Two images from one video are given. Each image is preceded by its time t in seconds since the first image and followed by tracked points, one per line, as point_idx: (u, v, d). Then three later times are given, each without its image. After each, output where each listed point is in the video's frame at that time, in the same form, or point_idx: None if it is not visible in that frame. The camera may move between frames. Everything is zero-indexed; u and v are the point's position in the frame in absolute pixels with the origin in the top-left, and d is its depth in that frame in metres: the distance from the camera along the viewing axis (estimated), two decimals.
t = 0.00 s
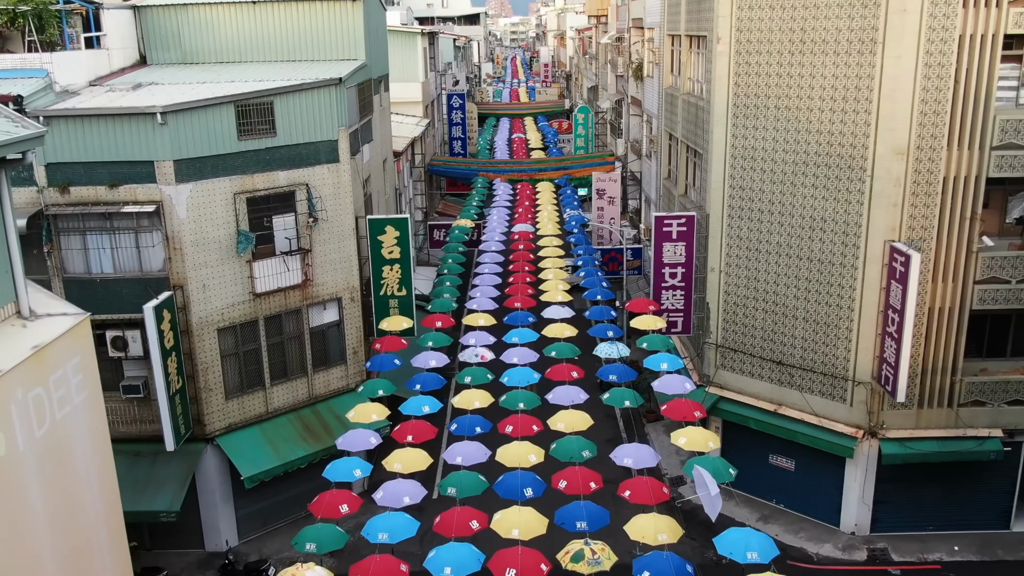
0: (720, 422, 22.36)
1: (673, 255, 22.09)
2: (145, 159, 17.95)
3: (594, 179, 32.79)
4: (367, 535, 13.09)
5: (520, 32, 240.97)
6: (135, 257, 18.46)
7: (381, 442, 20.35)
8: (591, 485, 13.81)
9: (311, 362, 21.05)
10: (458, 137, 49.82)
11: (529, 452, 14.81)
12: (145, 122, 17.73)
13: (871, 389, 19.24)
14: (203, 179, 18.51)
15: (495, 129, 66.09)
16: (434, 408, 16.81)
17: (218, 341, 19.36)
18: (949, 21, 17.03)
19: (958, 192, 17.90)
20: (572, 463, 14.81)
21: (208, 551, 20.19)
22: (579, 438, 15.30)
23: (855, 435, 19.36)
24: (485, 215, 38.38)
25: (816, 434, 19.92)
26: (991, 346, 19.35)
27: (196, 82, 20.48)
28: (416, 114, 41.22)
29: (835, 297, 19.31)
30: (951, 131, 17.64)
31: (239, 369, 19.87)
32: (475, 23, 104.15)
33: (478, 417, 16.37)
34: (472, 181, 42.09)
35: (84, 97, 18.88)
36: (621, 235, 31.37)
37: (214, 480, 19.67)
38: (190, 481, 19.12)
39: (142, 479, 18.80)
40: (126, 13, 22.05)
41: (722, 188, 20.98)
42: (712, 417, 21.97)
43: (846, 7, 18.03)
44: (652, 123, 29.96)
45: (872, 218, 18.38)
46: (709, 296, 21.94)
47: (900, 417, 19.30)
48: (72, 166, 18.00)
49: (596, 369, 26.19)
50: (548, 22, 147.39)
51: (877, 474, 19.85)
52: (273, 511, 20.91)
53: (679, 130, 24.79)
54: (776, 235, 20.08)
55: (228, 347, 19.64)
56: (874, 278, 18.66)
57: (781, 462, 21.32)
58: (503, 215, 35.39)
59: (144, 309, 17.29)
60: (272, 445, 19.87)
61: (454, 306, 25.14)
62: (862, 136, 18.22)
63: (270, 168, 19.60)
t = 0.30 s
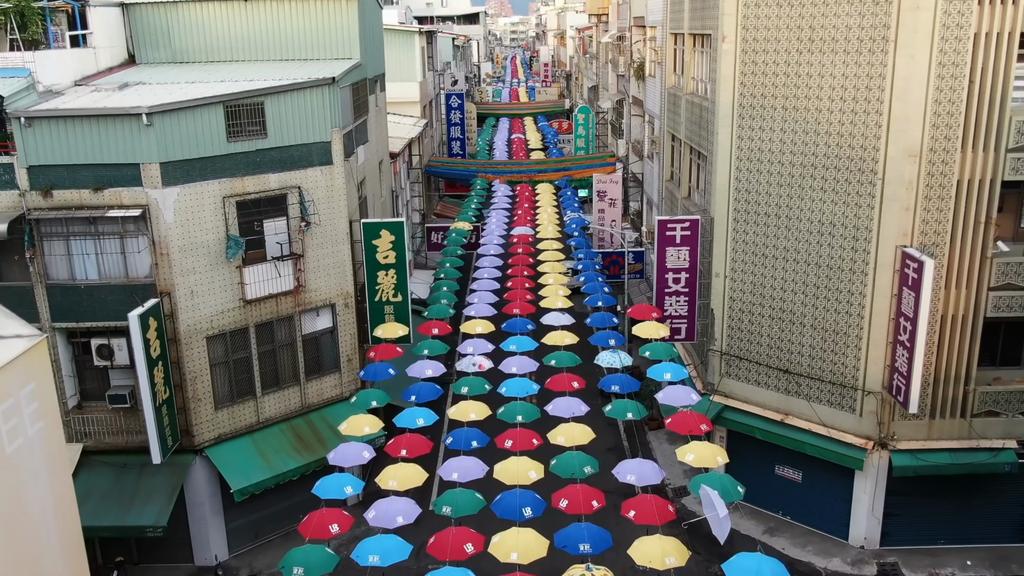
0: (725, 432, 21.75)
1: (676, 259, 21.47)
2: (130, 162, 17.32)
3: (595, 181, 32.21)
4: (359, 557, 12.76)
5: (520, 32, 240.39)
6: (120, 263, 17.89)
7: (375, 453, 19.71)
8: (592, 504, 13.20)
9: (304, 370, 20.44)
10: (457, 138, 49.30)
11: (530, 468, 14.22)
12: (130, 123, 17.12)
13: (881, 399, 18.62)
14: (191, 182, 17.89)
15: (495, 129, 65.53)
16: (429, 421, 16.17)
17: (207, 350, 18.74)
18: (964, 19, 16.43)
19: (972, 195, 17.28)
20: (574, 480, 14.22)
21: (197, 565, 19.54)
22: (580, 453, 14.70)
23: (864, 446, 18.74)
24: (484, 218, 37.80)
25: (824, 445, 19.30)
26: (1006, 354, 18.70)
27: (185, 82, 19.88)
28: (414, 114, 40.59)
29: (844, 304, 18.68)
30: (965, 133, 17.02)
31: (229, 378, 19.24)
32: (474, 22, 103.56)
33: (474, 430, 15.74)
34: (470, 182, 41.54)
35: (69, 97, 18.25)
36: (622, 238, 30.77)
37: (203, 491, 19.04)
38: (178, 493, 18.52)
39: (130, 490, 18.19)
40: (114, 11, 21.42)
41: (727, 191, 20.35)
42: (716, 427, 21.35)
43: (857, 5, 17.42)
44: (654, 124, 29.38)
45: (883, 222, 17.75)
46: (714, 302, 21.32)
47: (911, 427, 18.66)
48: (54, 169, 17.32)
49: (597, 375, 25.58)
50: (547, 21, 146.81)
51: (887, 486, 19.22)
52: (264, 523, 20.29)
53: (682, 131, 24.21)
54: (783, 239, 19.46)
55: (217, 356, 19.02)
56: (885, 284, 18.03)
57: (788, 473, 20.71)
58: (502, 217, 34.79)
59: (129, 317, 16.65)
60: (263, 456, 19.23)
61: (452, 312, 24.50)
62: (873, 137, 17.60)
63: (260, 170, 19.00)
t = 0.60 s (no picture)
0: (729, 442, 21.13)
1: (680, 264, 20.92)
2: (114, 164, 16.68)
3: (595, 182, 31.60)
4: None
5: (520, 32, 239.88)
6: (105, 269, 17.27)
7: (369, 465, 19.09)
8: (594, 524, 12.59)
9: (296, 379, 19.84)
10: (455, 138, 48.73)
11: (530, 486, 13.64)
12: (114, 125, 16.49)
13: (892, 410, 17.97)
14: (178, 186, 17.28)
15: (494, 130, 64.97)
16: (423, 435, 15.72)
17: (195, 359, 18.11)
18: (980, 17, 15.82)
19: (986, 199, 16.67)
20: (575, 499, 13.63)
21: None
22: (581, 470, 14.12)
23: (874, 458, 18.11)
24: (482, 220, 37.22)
25: (833, 457, 18.70)
26: (1022, 363, 18.00)
27: (173, 82, 19.27)
28: (411, 114, 39.97)
29: (854, 311, 18.06)
30: (981, 135, 16.39)
31: (218, 388, 18.62)
32: (473, 22, 102.95)
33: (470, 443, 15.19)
34: (468, 184, 41.08)
35: (52, 98, 17.62)
36: (623, 241, 30.18)
37: (192, 503, 18.42)
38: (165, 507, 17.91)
39: (114, 504, 17.58)
40: (100, 9, 20.80)
41: (733, 194, 19.74)
42: (721, 437, 20.73)
43: (868, 2, 16.80)
44: (656, 124, 28.79)
45: (895, 227, 17.12)
46: (719, 308, 20.71)
47: (924, 439, 18.02)
48: (36, 172, 16.69)
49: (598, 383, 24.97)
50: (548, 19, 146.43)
51: (898, 500, 18.59)
52: (255, 537, 19.67)
53: (685, 132, 23.61)
54: (791, 244, 18.84)
55: (206, 365, 18.40)
56: (897, 292, 17.40)
57: (795, 485, 20.09)
58: (501, 220, 34.22)
59: (112, 326, 15.98)
60: (254, 468, 18.64)
61: (449, 319, 23.87)
62: (884, 139, 16.98)
63: (251, 173, 18.40)
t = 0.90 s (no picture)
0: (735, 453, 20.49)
1: (684, 271, 20.26)
2: (97, 169, 16.07)
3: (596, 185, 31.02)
4: None
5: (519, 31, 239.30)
6: (88, 278, 16.67)
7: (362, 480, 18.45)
8: (597, 550, 11.97)
9: (288, 390, 19.24)
10: (454, 139, 48.27)
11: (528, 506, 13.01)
12: (97, 127, 15.85)
13: (904, 422, 17.33)
14: (164, 191, 16.66)
15: (493, 130, 64.44)
16: (417, 451, 15.09)
17: (183, 370, 17.50)
18: (996, 16, 15.20)
19: (1002, 204, 16.05)
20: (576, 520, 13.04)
21: None
22: (582, 489, 13.51)
23: (885, 472, 17.49)
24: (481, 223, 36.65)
25: (842, 471, 18.08)
26: None
27: (160, 83, 18.65)
28: (409, 115, 39.41)
29: (865, 320, 17.45)
30: (998, 138, 15.75)
31: (207, 399, 18.00)
32: (473, 21, 102.45)
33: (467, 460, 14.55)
34: (466, 185, 40.55)
35: (34, 99, 17.00)
36: (624, 245, 29.58)
37: (179, 519, 17.80)
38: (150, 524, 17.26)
39: (98, 521, 16.94)
40: (87, 8, 20.20)
41: (740, 199, 19.16)
42: (726, 449, 20.12)
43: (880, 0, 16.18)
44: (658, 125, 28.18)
45: (907, 234, 16.50)
46: (724, 315, 20.13)
47: (936, 452, 17.40)
48: (16, 176, 16.06)
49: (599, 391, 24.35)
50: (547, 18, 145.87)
51: (910, 515, 17.94)
52: (246, 552, 19.05)
53: (688, 134, 23.01)
54: (799, 250, 18.24)
55: (193, 376, 17.78)
56: (910, 300, 16.77)
57: (803, 498, 19.46)
58: (500, 223, 33.64)
59: (94, 336, 15.35)
60: (243, 483, 17.99)
61: (446, 327, 23.19)
62: (896, 143, 16.36)
63: (240, 178, 17.80)
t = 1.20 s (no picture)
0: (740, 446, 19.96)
1: (689, 259, 19.62)
2: (79, 155, 15.40)
3: (597, 168, 30.35)
4: None
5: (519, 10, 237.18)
6: (72, 268, 16.04)
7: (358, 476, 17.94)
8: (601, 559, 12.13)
9: (280, 382, 18.68)
10: (452, 120, 47.54)
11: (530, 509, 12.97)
12: (78, 111, 15.19)
13: (917, 416, 16.77)
14: (149, 177, 16.01)
15: (492, 110, 63.61)
16: (412, 449, 14.83)
17: (171, 362, 16.91)
18: None
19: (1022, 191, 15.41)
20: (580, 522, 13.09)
21: None
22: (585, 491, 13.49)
23: (896, 468, 16.95)
24: (480, 206, 36.00)
25: (853, 466, 17.55)
26: None
27: (146, 64, 17.94)
28: (406, 96, 38.60)
29: (877, 311, 16.84)
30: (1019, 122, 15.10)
31: (196, 392, 17.42)
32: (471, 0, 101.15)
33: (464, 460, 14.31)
34: (465, 168, 39.85)
35: (13, 82, 16.30)
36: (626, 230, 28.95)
37: (170, 515, 17.24)
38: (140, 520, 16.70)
39: (85, 520, 16.35)
40: None
41: (748, 185, 18.51)
42: (731, 441, 19.59)
43: None
44: (661, 107, 27.48)
45: (922, 222, 15.85)
46: (730, 305, 19.53)
47: (949, 447, 16.86)
48: None
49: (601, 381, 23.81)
50: None
51: (921, 511, 17.42)
52: (238, 547, 18.56)
53: (693, 117, 22.32)
54: (809, 237, 17.61)
55: (182, 369, 17.18)
56: (924, 291, 16.15)
57: (811, 492, 18.95)
58: (499, 206, 32.99)
59: (77, 329, 14.70)
60: (234, 478, 17.44)
61: (443, 317, 22.54)
62: (912, 127, 15.68)
63: (229, 163, 17.15)
